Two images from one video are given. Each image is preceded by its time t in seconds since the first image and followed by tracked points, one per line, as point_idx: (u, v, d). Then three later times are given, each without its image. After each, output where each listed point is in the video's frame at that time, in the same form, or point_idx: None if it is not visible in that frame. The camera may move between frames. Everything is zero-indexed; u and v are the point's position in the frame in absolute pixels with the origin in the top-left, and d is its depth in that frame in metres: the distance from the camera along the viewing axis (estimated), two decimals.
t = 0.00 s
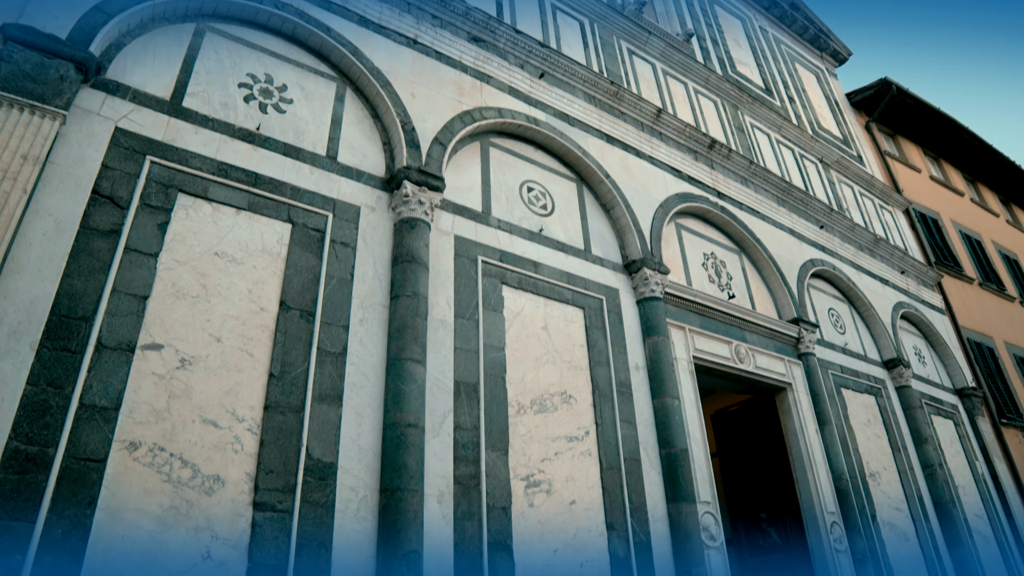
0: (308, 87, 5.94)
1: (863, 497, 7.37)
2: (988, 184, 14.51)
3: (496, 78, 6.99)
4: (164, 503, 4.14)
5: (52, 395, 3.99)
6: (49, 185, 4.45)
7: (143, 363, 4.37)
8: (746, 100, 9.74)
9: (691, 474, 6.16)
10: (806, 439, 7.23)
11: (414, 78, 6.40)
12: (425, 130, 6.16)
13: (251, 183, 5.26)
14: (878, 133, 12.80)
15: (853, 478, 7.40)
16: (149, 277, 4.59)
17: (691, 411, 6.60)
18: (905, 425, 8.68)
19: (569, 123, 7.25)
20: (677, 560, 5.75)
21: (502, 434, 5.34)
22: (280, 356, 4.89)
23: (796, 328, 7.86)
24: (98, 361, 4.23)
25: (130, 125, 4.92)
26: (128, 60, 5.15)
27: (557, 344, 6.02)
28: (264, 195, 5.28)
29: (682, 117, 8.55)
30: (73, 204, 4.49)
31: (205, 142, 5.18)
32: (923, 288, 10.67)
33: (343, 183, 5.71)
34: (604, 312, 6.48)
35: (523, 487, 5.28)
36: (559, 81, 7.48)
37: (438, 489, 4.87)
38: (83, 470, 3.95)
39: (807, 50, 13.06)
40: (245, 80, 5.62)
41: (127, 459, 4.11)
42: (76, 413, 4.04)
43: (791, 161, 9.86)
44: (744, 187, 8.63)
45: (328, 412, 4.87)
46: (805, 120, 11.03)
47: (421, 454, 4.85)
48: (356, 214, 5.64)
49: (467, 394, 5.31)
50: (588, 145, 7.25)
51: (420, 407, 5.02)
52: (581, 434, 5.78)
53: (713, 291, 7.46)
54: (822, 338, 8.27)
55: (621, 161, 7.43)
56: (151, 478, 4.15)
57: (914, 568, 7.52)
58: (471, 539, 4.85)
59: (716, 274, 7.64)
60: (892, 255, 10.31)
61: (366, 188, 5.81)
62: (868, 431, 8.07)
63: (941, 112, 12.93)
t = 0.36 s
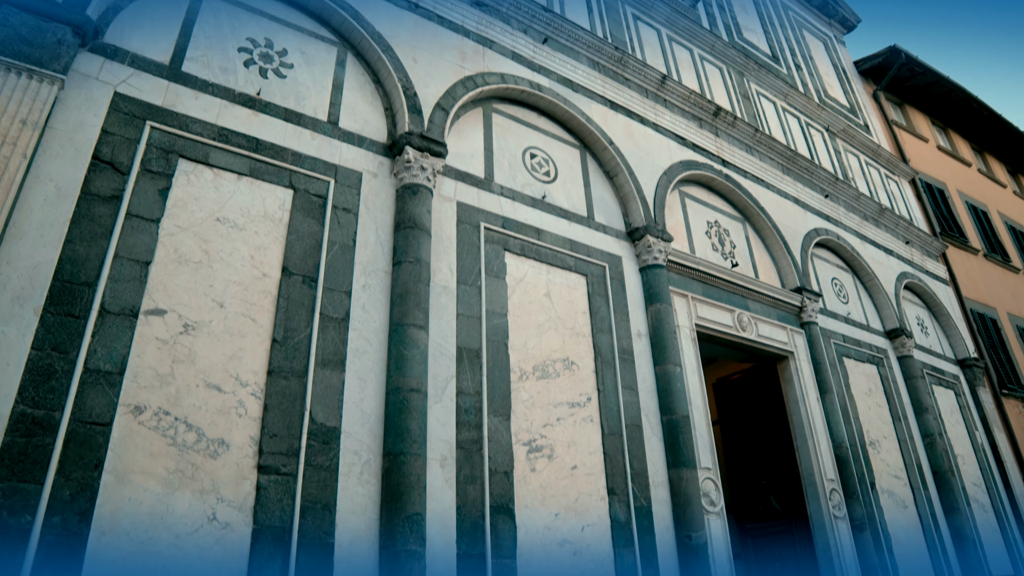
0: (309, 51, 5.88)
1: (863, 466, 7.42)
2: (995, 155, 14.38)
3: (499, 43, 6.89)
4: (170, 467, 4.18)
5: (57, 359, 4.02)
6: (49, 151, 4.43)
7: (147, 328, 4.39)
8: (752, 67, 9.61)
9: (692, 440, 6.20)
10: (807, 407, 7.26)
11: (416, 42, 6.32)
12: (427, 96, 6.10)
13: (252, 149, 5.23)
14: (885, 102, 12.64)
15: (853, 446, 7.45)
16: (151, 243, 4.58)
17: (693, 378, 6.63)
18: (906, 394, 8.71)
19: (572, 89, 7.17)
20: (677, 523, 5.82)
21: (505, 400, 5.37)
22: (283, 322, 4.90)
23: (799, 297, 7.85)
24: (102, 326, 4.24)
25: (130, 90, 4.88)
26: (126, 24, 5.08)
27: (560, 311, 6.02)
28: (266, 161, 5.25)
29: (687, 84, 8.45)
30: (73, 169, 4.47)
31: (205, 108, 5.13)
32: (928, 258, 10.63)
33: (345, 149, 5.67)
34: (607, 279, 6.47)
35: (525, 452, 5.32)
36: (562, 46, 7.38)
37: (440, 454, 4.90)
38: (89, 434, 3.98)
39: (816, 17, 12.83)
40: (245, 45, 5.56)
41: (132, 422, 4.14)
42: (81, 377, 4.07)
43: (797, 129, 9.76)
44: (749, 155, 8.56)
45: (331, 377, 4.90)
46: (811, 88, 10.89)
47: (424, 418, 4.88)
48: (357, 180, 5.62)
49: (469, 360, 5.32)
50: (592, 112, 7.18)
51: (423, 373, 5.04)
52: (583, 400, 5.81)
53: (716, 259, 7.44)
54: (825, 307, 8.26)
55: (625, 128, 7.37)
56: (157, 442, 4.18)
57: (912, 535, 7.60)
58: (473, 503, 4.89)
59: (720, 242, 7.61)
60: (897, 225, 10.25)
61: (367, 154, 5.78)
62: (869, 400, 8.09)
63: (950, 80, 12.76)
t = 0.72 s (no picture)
0: (305, 10, 5.77)
1: (859, 430, 7.48)
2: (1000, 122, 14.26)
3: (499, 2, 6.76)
4: (171, 426, 4.20)
5: (57, 320, 4.02)
6: (43, 110, 4.37)
7: (145, 288, 4.38)
8: (756, 30, 9.44)
9: (690, 403, 6.24)
10: (806, 372, 7.29)
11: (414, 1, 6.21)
12: (426, 56, 6.00)
13: (249, 109, 5.16)
14: (892, 66, 12.46)
15: (850, 411, 7.50)
16: (148, 204, 4.55)
17: (692, 342, 6.65)
18: (904, 361, 8.75)
19: (574, 50, 7.06)
20: (674, 485, 5.89)
21: (504, 361, 5.39)
22: (282, 283, 4.89)
23: (799, 263, 7.83)
24: (101, 287, 4.23)
25: (124, 49, 4.80)
26: None
27: (559, 274, 6.01)
28: (263, 121, 5.19)
29: (691, 46, 8.31)
30: (69, 129, 4.42)
31: (201, 67, 5.06)
32: (930, 226, 10.59)
33: (343, 109, 5.61)
34: (607, 242, 6.45)
35: (523, 414, 5.35)
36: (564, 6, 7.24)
37: (439, 414, 4.93)
38: (90, 393, 4.00)
39: None
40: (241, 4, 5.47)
41: (133, 382, 4.16)
42: (81, 337, 4.07)
43: (801, 94, 9.63)
44: (752, 119, 8.46)
45: (330, 338, 4.91)
46: (817, 52, 10.71)
47: (423, 378, 4.90)
48: (356, 141, 5.56)
49: (468, 321, 5.33)
50: (593, 74, 7.08)
51: (422, 334, 5.04)
52: (582, 362, 5.83)
53: (717, 224, 7.40)
54: (826, 273, 8.25)
55: (627, 91, 7.27)
56: (157, 402, 4.20)
57: (906, 498, 7.70)
58: (472, 463, 4.93)
59: (721, 207, 7.57)
60: (900, 191, 10.18)
61: (366, 115, 5.71)
62: (867, 366, 8.13)
63: (958, 45, 12.56)
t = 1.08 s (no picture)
0: None
1: (855, 397, 7.53)
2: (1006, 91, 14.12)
3: None
4: (170, 388, 4.21)
5: (54, 282, 4.01)
6: (35, 71, 4.30)
7: (142, 251, 4.35)
8: None
9: (687, 369, 6.27)
10: (803, 340, 7.31)
11: None
12: (423, 16, 5.89)
13: (245, 70, 5.07)
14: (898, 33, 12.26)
15: (847, 378, 7.53)
16: (144, 166, 4.50)
17: (691, 309, 6.65)
18: (902, 329, 8.78)
19: (574, 12, 6.93)
20: (670, 448, 5.94)
21: (502, 325, 5.39)
22: (279, 245, 4.86)
23: (799, 230, 7.79)
24: (98, 249, 4.21)
25: (116, 8, 4.70)
26: None
27: (558, 238, 5.99)
28: (259, 82, 5.11)
29: (694, 9, 8.15)
30: (62, 90, 4.36)
31: (194, 27, 4.96)
32: (932, 195, 10.52)
33: (340, 71, 5.52)
34: (606, 207, 6.41)
35: (521, 377, 5.37)
36: None
37: (437, 377, 4.95)
38: (89, 355, 4.00)
39: None
40: None
41: (131, 344, 4.15)
42: (78, 299, 4.06)
43: (804, 59, 9.48)
44: (754, 84, 8.35)
45: (328, 301, 4.90)
46: (822, 17, 10.51)
47: (421, 341, 4.90)
48: (353, 103, 5.49)
49: (466, 285, 5.32)
50: (594, 36, 6.96)
51: (420, 297, 5.03)
52: (580, 327, 5.83)
53: (718, 190, 7.35)
54: (826, 241, 8.23)
55: (628, 54, 7.16)
56: (156, 364, 4.20)
57: (900, 464, 7.77)
58: (470, 425, 4.96)
59: (722, 174, 7.51)
60: (902, 159, 10.10)
61: (363, 77, 5.63)
62: (865, 334, 8.15)
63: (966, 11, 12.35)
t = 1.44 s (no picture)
0: None
1: (852, 365, 7.55)
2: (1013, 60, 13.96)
3: None
4: (167, 351, 4.20)
5: (49, 245, 3.98)
6: (25, 31, 4.22)
7: (137, 214, 4.31)
8: None
9: (685, 335, 6.28)
10: (801, 308, 7.33)
11: None
12: None
13: (238, 31, 4.98)
14: None
15: (844, 347, 7.55)
16: (138, 128, 4.44)
17: (689, 275, 6.64)
18: (900, 298, 8.78)
19: None
20: (667, 414, 5.98)
21: (499, 291, 5.38)
22: (275, 209, 4.83)
23: (800, 197, 7.75)
24: (92, 212, 4.17)
25: None
26: None
27: (556, 203, 5.95)
28: (253, 44, 5.02)
29: None
30: (52, 51, 4.28)
31: None
32: (934, 164, 10.44)
33: (336, 32, 5.42)
34: (605, 172, 6.36)
35: (518, 342, 5.37)
36: None
37: (434, 341, 4.95)
38: (86, 318, 3.99)
39: None
40: None
41: (127, 308, 4.13)
42: (74, 263, 4.03)
43: (809, 24, 9.32)
44: (757, 50, 8.21)
45: (325, 265, 4.87)
46: None
47: (418, 306, 4.89)
48: (350, 66, 5.40)
49: (464, 250, 5.29)
50: None
51: (417, 262, 5.01)
52: (578, 293, 5.82)
53: (718, 156, 7.28)
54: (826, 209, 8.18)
55: (629, 18, 7.03)
56: (153, 327, 4.19)
57: (895, 432, 7.83)
58: (467, 389, 4.98)
59: (722, 140, 7.43)
60: (905, 128, 9.99)
61: (359, 38, 5.53)
62: (864, 303, 8.15)
63: None
